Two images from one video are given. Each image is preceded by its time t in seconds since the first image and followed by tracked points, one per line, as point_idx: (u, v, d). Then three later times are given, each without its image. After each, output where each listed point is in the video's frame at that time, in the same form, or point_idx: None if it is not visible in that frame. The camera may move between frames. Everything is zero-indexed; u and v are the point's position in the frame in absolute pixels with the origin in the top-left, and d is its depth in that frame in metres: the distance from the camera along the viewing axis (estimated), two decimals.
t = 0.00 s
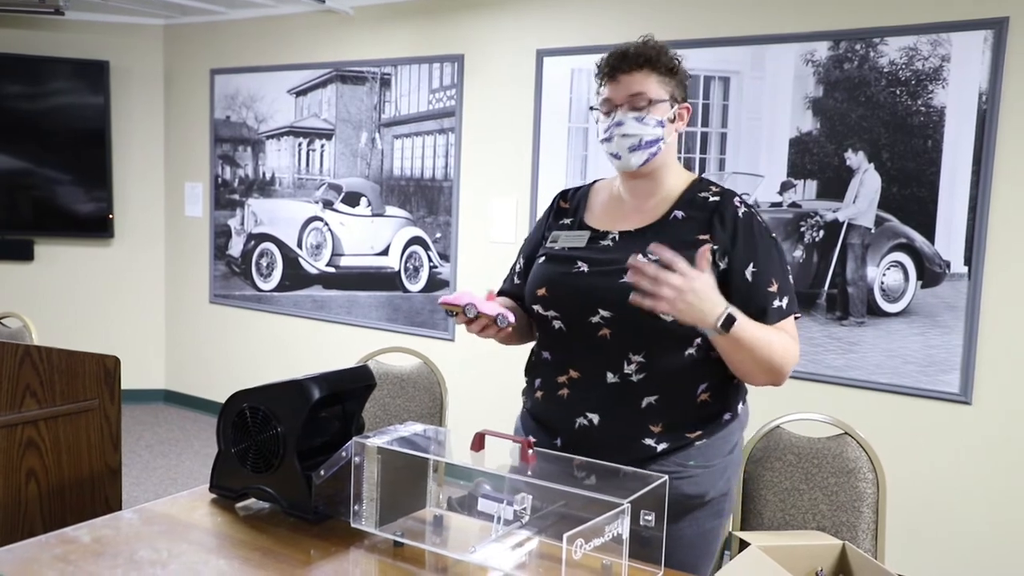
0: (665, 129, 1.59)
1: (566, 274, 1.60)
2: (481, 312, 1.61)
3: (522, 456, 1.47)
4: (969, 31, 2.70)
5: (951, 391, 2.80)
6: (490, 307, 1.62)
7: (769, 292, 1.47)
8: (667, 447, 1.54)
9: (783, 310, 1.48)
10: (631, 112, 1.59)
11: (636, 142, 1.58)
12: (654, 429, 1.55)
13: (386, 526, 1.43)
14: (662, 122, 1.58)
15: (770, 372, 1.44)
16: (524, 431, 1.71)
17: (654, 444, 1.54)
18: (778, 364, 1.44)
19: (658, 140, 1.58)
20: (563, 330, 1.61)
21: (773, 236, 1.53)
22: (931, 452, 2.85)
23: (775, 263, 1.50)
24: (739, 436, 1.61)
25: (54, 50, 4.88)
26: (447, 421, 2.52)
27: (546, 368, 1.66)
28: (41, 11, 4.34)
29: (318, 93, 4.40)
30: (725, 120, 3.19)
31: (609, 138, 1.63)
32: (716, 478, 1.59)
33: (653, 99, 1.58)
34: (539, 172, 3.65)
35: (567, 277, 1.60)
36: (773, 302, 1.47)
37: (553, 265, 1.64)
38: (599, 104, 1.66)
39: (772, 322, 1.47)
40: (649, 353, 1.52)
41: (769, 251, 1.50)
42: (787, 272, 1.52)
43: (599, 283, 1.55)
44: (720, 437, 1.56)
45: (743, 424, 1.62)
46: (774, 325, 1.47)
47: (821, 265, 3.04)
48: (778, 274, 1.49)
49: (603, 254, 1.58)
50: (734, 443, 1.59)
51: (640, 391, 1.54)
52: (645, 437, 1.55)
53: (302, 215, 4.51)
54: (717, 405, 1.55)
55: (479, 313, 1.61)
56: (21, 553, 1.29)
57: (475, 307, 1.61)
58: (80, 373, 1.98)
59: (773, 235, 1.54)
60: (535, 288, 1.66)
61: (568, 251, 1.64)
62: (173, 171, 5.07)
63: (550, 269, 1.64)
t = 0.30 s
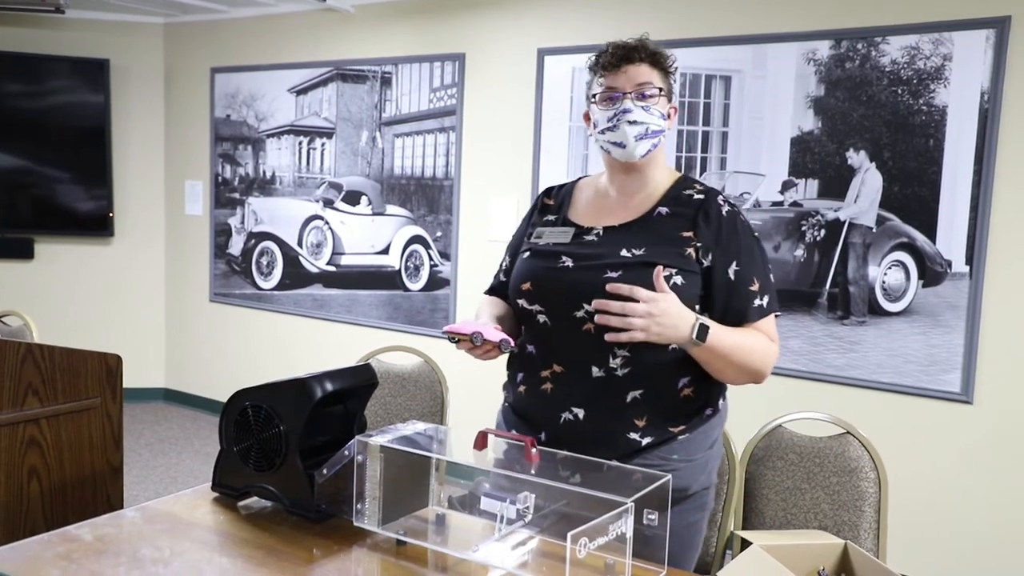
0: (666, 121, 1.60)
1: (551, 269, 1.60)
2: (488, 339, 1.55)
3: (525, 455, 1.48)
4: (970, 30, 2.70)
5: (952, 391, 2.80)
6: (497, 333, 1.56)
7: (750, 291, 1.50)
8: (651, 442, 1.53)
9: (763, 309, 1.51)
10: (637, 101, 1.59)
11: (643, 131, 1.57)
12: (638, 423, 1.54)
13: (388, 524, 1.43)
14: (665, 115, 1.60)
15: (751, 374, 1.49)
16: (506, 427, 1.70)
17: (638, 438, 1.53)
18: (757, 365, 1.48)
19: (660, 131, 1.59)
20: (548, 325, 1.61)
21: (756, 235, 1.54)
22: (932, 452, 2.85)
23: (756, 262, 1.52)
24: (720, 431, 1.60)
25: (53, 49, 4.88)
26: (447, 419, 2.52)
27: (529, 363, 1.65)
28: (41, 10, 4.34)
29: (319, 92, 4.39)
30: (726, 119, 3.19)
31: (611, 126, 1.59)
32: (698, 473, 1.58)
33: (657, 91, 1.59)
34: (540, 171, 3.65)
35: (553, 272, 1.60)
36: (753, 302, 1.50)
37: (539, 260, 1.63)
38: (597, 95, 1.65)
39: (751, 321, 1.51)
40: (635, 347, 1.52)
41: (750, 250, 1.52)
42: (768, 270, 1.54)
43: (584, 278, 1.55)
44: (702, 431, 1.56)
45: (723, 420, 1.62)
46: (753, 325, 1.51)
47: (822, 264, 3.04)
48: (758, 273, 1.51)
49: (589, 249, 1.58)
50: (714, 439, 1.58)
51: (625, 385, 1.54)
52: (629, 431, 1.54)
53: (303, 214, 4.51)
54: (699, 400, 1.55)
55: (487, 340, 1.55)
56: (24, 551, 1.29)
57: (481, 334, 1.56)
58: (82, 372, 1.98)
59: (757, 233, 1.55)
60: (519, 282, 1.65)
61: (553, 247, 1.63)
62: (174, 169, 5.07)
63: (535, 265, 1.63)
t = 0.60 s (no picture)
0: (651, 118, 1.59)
1: (536, 267, 1.59)
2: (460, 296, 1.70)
3: (527, 454, 1.47)
4: (972, 30, 2.70)
5: (953, 391, 2.81)
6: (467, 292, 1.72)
7: (737, 284, 1.48)
8: (636, 437, 1.53)
9: (750, 301, 1.49)
10: (622, 97, 1.58)
11: (628, 127, 1.57)
12: (624, 418, 1.53)
13: (391, 524, 1.43)
14: (649, 112, 1.59)
15: (737, 359, 1.45)
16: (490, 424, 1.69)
17: (624, 434, 1.53)
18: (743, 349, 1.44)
19: (646, 129, 1.58)
20: (533, 322, 1.60)
21: (738, 231, 1.54)
22: (932, 451, 2.86)
23: (741, 255, 1.50)
24: (702, 427, 1.61)
25: (53, 47, 4.87)
26: (448, 418, 2.51)
27: (515, 360, 1.64)
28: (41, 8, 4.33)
29: (319, 90, 4.39)
30: (727, 118, 3.19)
31: (595, 122, 1.59)
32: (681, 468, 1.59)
33: (642, 88, 1.59)
34: (541, 170, 3.64)
35: (538, 270, 1.59)
36: (739, 294, 1.48)
37: (524, 258, 1.63)
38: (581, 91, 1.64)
39: (739, 310, 1.47)
40: (621, 344, 1.52)
41: (734, 244, 1.51)
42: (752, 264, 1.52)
43: (569, 276, 1.54)
44: (685, 427, 1.57)
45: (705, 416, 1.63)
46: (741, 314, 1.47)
47: (823, 264, 3.04)
48: (743, 267, 1.49)
49: (574, 247, 1.58)
50: (695, 435, 1.59)
51: (610, 381, 1.54)
52: (615, 428, 1.53)
53: (303, 213, 4.51)
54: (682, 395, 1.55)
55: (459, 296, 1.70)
56: (25, 550, 1.29)
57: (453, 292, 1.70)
58: (84, 371, 1.98)
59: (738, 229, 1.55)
60: (504, 280, 1.64)
61: (538, 245, 1.62)
62: (174, 168, 5.06)
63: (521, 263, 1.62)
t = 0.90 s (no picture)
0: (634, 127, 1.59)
1: (518, 262, 1.59)
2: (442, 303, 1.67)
3: (526, 454, 1.46)
4: (971, 31, 2.70)
5: (951, 391, 2.81)
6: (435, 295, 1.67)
7: (714, 285, 1.51)
8: (615, 432, 1.53)
9: (727, 302, 1.52)
10: (605, 106, 1.58)
11: (612, 136, 1.57)
12: (603, 413, 1.54)
13: (389, 523, 1.43)
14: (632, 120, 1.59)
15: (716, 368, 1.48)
16: (470, 421, 1.69)
17: (602, 428, 1.54)
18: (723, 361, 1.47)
19: (628, 137, 1.58)
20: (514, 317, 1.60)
21: (719, 234, 1.56)
22: (930, 452, 2.86)
23: (720, 258, 1.53)
24: (682, 424, 1.62)
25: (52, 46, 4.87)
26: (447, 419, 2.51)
27: (496, 355, 1.64)
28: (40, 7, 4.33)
29: (318, 90, 4.39)
30: (726, 120, 3.19)
31: (579, 130, 1.58)
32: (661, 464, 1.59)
33: (625, 96, 1.58)
34: (540, 170, 3.64)
35: (520, 265, 1.59)
36: (717, 295, 1.51)
37: (506, 253, 1.62)
38: (564, 96, 1.63)
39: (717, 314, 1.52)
40: (601, 338, 1.53)
41: (714, 246, 1.54)
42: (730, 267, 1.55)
43: (551, 270, 1.54)
44: (664, 423, 1.57)
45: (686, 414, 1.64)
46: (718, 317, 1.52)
47: (821, 265, 3.04)
48: (722, 269, 1.52)
49: (557, 243, 1.58)
50: (674, 432, 1.59)
51: (590, 375, 1.54)
52: (594, 421, 1.54)
53: (301, 213, 4.51)
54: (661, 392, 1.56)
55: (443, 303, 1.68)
56: (24, 550, 1.29)
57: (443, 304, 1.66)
58: (82, 370, 1.97)
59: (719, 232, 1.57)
60: (487, 275, 1.64)
61: (520, 242, 1.62)
62: (173, 168, 5.06)
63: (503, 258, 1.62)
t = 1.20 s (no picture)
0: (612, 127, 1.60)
1: (499, 263, 1.60)
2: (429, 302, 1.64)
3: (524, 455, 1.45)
4: (967, 31, 2.71)
5: (947, 391, 2.82)
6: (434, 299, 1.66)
7: (693, 282, 1.49)
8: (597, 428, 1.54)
9: (706, 299, 1.50)
10: (585, 105, 1.58)
11: (590, 135, 1.57)
12: (584, 410, 1.55)
13: (386, 524, 1.43)
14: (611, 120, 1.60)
15: (693, 361, 1.47)
16: (455, 419, 1.70)
17: (585, 425, 1.55)
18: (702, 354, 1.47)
19: (606, 137, 1.59)
20: (496, 317, 1.61)
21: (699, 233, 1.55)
22: (926, 451, 2.87)
23: (698, 255, 1.52)
24: (665, 418, 1.62)
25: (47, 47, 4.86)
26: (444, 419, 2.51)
27: (478, 354, 1.64)
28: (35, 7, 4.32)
29: (314, 91, 4.39)
30: (721, 119, 3.20)
31: (558, 127, 1.59)
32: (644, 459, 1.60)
33: (606, 96, 1.59)
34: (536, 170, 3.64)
35: (501, 266, 1.59)
36: (696, 291, 1.49)
37: (488, 254, 1.63)
38: (547, 93, 1.63)
39: (695, 310, 1.49)
40: (581, 338, 1.53)
41: (693, 244, 1.53)
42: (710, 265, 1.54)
43: (530, 271, 1.55)
44: (647, 417, 1.57)
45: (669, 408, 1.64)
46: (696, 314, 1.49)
47: (816, 265, 3.05)
48: (701, 267, 1.51)
49: (538, 243, 1.58)
50: (657, 427, 1.60)
51: (571, 374, 1.54)
52: (576, 419, 1.55)
53: (297, 213, 4.50)
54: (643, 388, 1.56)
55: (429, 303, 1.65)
56: (21, 552, 1.28)
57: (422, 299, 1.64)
58: (78, 371, 1.96)
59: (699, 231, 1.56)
60: (469, 275, 1.65)
61: (502, 242, 1.62)
62: (168, 168, 5.05)
63: (483, 259, 1.62)
